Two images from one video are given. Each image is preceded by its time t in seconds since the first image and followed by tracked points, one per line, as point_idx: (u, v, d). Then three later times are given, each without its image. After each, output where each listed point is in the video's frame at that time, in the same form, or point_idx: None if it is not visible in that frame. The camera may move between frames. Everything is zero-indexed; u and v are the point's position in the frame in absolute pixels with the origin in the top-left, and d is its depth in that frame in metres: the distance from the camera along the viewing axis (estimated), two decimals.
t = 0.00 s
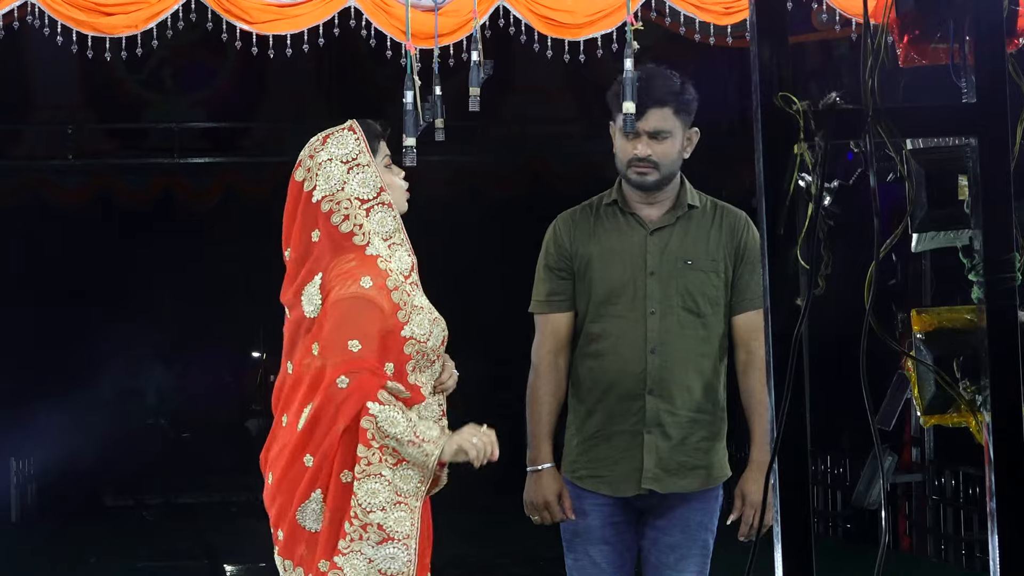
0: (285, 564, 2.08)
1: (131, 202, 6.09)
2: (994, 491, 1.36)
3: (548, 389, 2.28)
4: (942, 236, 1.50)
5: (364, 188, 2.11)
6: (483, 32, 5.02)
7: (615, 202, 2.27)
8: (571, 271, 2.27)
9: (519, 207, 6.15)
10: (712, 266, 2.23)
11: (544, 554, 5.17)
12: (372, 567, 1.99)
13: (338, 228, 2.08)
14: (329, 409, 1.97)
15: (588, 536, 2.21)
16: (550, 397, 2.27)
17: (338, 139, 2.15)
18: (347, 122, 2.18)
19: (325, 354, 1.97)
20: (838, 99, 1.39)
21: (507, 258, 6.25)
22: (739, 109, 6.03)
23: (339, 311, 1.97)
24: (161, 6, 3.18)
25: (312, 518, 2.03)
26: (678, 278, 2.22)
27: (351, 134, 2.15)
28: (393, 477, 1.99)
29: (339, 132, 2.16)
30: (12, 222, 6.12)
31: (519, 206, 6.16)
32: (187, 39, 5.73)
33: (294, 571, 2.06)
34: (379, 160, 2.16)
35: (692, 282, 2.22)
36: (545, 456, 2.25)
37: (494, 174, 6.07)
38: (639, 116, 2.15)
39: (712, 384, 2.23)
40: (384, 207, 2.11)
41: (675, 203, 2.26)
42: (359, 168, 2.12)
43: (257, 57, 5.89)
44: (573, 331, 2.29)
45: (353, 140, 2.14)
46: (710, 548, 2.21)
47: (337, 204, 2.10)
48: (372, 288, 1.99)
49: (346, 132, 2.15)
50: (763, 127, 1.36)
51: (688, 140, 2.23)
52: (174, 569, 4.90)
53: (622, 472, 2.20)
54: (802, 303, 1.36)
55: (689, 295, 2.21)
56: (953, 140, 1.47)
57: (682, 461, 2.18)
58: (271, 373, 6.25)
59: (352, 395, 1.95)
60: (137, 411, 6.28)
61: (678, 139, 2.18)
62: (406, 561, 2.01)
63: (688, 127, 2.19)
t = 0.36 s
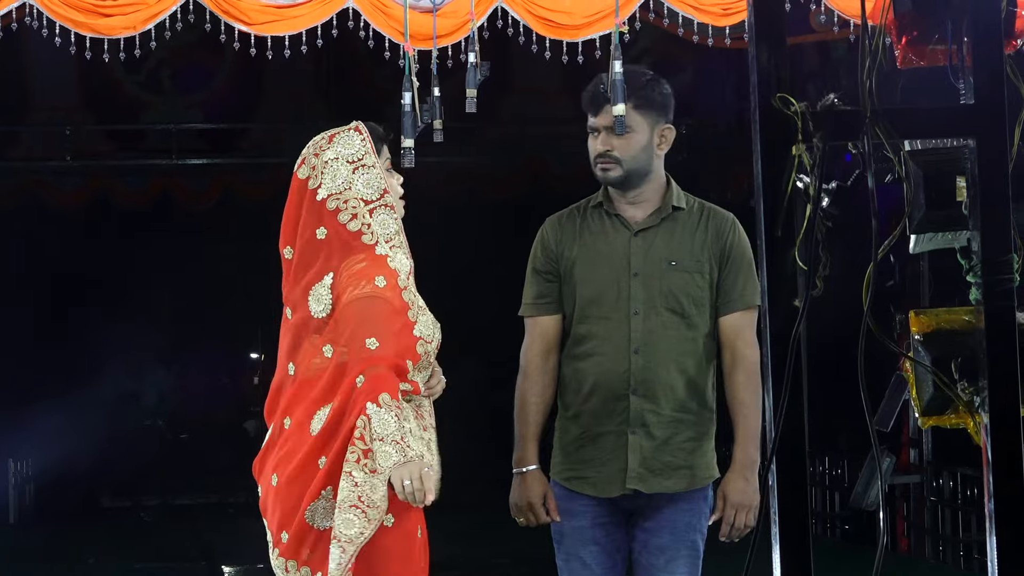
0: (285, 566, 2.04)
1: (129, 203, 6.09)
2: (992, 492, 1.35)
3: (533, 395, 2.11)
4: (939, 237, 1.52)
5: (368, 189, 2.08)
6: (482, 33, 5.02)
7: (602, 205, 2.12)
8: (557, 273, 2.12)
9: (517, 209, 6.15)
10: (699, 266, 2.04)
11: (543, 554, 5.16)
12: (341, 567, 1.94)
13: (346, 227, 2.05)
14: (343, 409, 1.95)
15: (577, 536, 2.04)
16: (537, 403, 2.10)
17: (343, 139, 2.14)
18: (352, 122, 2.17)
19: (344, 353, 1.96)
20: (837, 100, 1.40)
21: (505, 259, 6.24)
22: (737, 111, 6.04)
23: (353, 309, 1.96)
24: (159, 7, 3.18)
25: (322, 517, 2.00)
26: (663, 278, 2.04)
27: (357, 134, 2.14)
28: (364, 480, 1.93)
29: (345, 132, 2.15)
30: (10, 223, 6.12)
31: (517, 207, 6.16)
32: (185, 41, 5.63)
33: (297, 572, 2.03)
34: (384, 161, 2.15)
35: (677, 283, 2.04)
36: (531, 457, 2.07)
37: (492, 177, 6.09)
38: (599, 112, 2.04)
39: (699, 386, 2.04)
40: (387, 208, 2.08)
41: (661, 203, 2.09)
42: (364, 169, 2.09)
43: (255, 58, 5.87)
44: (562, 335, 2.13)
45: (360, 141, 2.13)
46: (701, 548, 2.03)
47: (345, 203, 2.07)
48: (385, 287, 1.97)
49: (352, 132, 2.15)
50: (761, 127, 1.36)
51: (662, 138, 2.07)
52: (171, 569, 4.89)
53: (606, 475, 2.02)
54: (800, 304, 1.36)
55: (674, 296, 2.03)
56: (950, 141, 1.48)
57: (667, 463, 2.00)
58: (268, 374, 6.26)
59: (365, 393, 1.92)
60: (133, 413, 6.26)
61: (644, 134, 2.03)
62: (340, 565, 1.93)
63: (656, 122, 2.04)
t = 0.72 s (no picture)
0: (280, 565, 2.06)
1: (119, 206, 6.06)
2: (984, 496, 1.35)
3: (514, 394, 2.25)
4: (932, 239, 1.51)
5: (364, 189, 2.12)
6: (473, 35, 5.01)
7: (577, 208, 2.26)
8: (535, 277, 2.27)
9: (509, 211, 6.14)
10: (671, 268, 2.15)
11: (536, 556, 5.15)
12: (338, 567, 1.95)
13: (340, 225, 2.09)
14: (338, 408, 1.99)
15: (561, 538, 2.14)
16: (517, 404, 2.25)
17: (342, 138, 2.16)
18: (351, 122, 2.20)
19: (339, 353, 2.01)
20: (828, 102, 1.42)
21: (497, 261, 6.22)
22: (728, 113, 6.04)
23: (349, 309, 2.00)
24: (150, 9, 3.16)
25: (318, 517, 2.04)
26: (637, 281, 2.15)
27: (356, 134, 2.17)
28: (367, 480, 1.95)
29: (345, 131, 2.18)
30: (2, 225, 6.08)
31: (509, 209, 6.14)
32: (177, 42, 5.68)
33: (293, 571, 2.05)
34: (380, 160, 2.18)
35: (650, 285, 2.15)
36: (507, 461, 2.21)
37: (483, 179, 6.08)
38: (563, 116, 2.19)
39: (673, 386, 2.14)
40: (379, 210, 2.11)
41: (636, 206, 2.21)
42: (361, 169, 2.13)
43: (246, 60, 5.86)
44: (541, 337, 2.28)
45: (358, 141, 2.15)
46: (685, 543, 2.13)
47: (339, 201, 2.11)
48: (377, 288, 2.02)
49: (351, 131, 2.17)
50: (753, 130, 1.36)
51: (629, 139, 2.20)
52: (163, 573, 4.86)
53: (584, 477, 2.13)
54: (791, 307, 1.36)
55: (647, 298, 2.14)
56: (942, 143, 1.47)
57: (643, 464, 2.11)
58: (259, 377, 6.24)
59: (362, 393, 1.96)
60: (123, 415, 6.18)
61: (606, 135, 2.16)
62: (350, 567, 1.93)
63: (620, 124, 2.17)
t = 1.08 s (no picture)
0: (283, 567, 2.05)
1: (118, 209, 6.06)
2: (981, 498, 1.35)
3: (497, 398, 2.27)
4: (931, 242, 1.50)
5: (364, 191, 2.12)
6: (472, 38, 5.01)
7: (558, 211, 2.27)
8: (516, 280, 2.28)
9: (507, 214, 6.14)
10: (654, 270, 2.16)
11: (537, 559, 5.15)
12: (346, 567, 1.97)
13: (340, 227, 2.09)
14: (342, 410, 1.99)
15: (548, 542, 2.15)
16: (501, 407, 2.27)
17: (343, 140, 2.16)
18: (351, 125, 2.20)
19: (341, 354, 2.01)
20: (827, 106, 1.42)
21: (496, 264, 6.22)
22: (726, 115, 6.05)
23: (351, 310, 2.00)
24: (149, 11, 3.15)
25: (321, 518, 2.03)
26: (618, 283, 2.16)
27: (356, 136, 2.17)
28: (377, 482, 1.95)
29: (344, 133, 2.18)
30: (3, 227, 6.07)
31: (508, 211, 6.14)
32: (176, 45, 5.62)
33: (296, 572, 2.04)
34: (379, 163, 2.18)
35: (633, 287, 2.15)
36: (490, 465, 2.23)
37: (481, 181, 6.09)
38: (544, 120, 2.21)
39: (657, 388, 2.15)
40: (378, 213, 2.11)
41: (618, 208, 2.22)
42: (361, 171, 2.13)
43: (244, 62, 5.86)
44: (523, 341, 2.29)
45: (359, 143, 2.15)
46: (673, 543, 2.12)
47: (340, 203, 2.10)
48: (379, 288, 2.02)
49: (352, 134, 2.17)
50: (751, 133, 1.36)
51: (609, 142, 2.22)
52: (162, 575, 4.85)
53: (567, 481, 2.13)
54: (790, 309, 1.35)
55: (630, 301, 2.15)
56: (940, 146, 1.47)
57: (627, 467, 2.11)
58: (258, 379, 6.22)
59: (364, 393, 1.96)
60: (122, 417, 6.15)
61: (585, 139, 2.17)
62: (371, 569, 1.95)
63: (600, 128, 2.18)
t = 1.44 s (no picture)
0: (278, 563, 2.04)
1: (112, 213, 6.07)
2: (977, 502, 1.35)
3: (478, 402, 2.34)
4: (925, 246, 1.51)
5: (357, 202, 2.14)
6: (468, 41, 5.00)
7: (535, 217, 2.34)
8: (496, 287, 2.34)
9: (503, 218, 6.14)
10: (631, 274, 2.22)
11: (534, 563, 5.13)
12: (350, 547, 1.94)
13: (339, 239, 2.10)
14: (324, 400, 1.98)
15: (533, 548, 2.20)
16: (481, 411, 2.34)
17: (332, 153, 2.19)
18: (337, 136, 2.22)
19: (325, 349, 2.00)
20: (821, 110, 1.42)
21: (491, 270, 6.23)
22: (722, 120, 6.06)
23: (338, 308, 2.00)
24: (144, 15, 3.14)
25: (313, 509, 2.01)
26: (598, 288, 2.22)
27: (345, 147, 2.19)
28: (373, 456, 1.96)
29: (332, 146, 2.20)
30: None
31: (504, 215, 6.14)
32: (171, 50, 5.60)
33: (292, 566, 2.02)
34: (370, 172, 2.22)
35: (611, 292, 2.21)
36: (470, 472, 2.28)
37: (477, 185, 6.08)
38: (521, 126, 2.25)
39: (636, 390, 2.21)
40: (374, 222, 2.15)
41: (594, 214, 2.29)
42: (354, 182, 2.15)
43: (240, 67, 5.84)
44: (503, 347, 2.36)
45: (348, 154, 2.17)
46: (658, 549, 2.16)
47: (337, 215, 2.11)
48: (371, 288, 2.03)
49: (340, 146, 2.20)
50: (747, 136, 1.36)
51: (584, 147, 2.27)
52: None
53: (551, 485, 2.18)
54: (786, 313, 1.35)
55: (609, 305, 2.21)
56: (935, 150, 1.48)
57: (610, 470, 2.15)
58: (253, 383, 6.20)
59: (343, 381, 1.95)
60: (117, 422, 6.12)
61: (562, 146, 2.23)
62: (383, 540, 1.96)
63: (575, 133, 2.24)
